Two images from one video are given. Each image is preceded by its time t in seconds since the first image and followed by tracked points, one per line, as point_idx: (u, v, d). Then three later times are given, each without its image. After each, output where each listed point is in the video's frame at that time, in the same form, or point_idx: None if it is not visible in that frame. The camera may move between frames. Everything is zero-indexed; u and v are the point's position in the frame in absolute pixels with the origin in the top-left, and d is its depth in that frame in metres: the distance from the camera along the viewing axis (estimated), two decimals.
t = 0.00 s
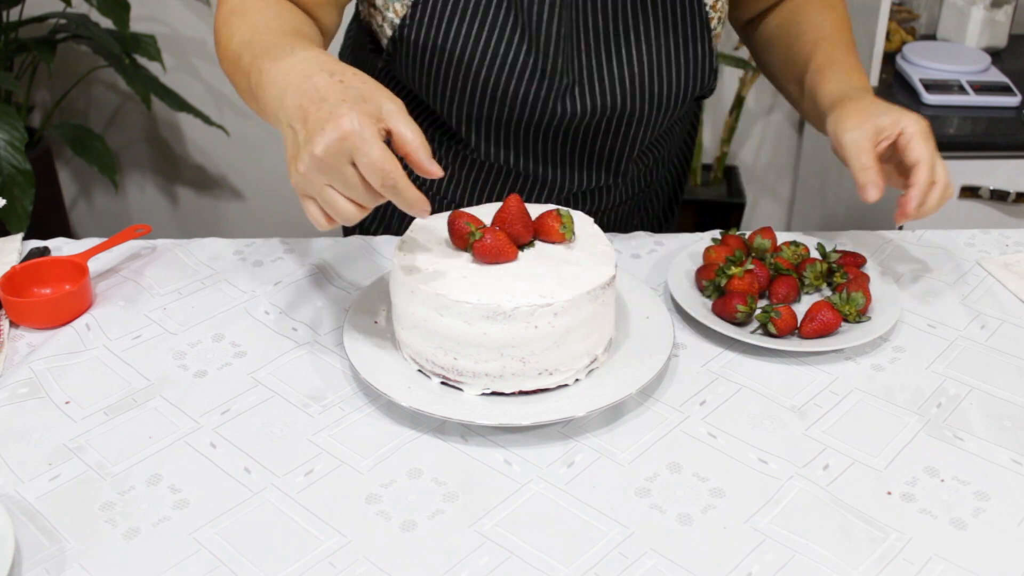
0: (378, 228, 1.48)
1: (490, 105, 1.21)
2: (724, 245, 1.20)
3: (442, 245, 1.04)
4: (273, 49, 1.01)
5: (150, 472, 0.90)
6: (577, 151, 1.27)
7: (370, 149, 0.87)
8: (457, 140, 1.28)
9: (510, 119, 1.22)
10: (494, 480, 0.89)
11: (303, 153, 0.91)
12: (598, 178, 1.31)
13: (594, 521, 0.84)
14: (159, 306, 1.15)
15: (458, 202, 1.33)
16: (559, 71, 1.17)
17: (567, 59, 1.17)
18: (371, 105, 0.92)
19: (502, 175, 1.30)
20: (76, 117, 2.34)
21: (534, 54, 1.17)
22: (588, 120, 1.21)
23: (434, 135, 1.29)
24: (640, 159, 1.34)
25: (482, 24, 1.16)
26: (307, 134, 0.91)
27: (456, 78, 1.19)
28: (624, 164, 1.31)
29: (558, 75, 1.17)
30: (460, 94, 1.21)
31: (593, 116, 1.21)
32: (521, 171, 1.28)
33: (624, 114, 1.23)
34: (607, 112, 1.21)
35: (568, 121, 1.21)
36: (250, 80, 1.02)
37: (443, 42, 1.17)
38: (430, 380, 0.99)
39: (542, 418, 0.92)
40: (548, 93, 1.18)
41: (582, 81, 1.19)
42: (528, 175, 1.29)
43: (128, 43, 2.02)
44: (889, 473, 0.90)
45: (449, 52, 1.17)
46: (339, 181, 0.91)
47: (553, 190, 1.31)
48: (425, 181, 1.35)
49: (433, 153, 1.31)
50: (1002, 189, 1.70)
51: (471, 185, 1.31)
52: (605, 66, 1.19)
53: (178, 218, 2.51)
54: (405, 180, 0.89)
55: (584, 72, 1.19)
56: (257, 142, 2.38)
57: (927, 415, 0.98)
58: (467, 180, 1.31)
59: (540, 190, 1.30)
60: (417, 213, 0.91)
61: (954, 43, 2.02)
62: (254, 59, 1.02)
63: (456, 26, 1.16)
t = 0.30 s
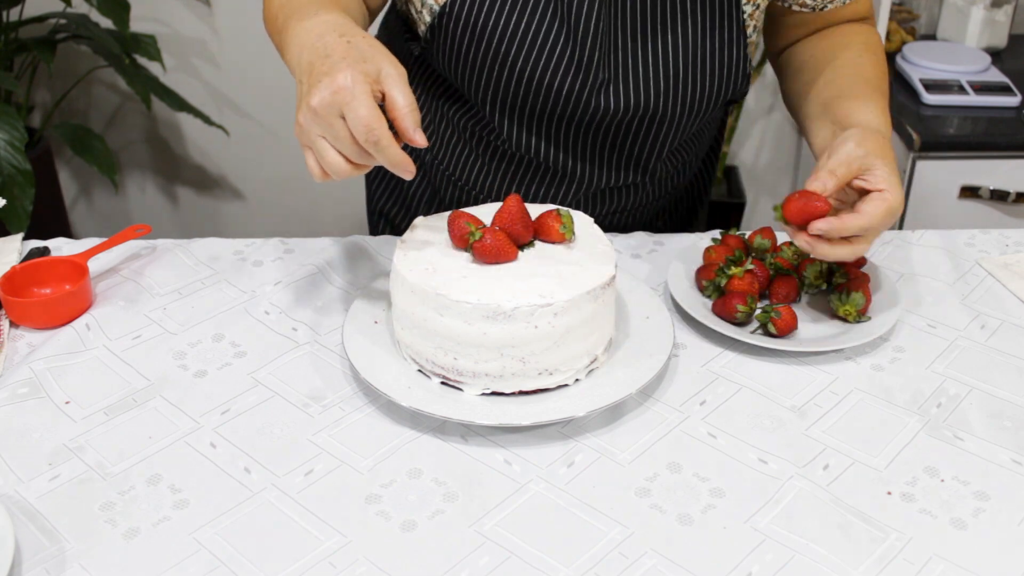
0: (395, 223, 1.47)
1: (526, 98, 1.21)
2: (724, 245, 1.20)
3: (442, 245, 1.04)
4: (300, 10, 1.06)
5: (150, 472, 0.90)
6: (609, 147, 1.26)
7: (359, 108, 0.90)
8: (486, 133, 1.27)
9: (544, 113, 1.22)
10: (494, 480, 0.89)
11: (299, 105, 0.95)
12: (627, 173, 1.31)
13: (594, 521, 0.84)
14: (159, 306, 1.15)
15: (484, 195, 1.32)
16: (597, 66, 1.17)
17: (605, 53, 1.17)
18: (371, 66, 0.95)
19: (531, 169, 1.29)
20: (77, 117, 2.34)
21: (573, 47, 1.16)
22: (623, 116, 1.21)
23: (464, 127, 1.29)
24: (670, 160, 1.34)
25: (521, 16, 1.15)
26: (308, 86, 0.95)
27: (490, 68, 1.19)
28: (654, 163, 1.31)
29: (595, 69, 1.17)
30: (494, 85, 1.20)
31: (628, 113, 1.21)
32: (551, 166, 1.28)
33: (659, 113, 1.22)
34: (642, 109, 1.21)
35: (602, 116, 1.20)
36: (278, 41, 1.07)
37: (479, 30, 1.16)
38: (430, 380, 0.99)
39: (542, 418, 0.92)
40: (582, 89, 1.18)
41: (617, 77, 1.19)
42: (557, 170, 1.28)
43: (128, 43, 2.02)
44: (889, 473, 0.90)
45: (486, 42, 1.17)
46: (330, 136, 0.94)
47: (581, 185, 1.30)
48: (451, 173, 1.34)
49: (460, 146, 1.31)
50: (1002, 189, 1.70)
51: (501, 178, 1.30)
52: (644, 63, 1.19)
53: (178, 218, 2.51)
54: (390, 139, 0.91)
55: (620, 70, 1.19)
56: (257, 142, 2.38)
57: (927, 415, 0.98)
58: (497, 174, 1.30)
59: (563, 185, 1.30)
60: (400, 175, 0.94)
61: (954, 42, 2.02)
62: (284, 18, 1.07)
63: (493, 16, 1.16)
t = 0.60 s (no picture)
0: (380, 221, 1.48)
1: (477, 104, 1.20)
2: (724, 245, 1.19)
3: (442, 245, 1.04)
4: (262, 39, 1.11)
5: (150, 472, 0.90)
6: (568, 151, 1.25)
7: (315, 141, 0.95)
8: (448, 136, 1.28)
9: (496, 119, 1.21)
10: (494, 480, 0.89)
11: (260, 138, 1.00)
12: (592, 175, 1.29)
13: (594, 521, 0.84)
14: (159, 306, 1.15)
15: (450, 197, 1.33)
16: (543, 76, 1.15)
17: (550, 62, 1.15)
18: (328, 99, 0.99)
19: (492, 172, 1.29)
20: (76, 117, 2.34)
21: (517, 56, 1.15)
22: (574, 124, 1.19)
23: (427, 128, 1.30)
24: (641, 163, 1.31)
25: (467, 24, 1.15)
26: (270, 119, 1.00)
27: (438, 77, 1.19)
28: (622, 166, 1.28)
29: (541, 78, 1.15)
30: (446, 91, 1.21)
31: (579, 121, 1.18)
32: (510, 168, 1.27)
33: (615, 120, 1.19)
34: (593, 118, 1.18)
35: (553, 123, 1.19)
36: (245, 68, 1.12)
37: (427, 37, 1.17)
38: (430, 380, 0.99)
39: (542, 418, 0.92)
40: (526, 98, 1.17)
41: (567, 85, 1.16)
42: (519, 173, 1.28)
43: (128, 43, 2.02)
44: (889, 473, 0.90)
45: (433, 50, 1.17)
46: (292, 167, 0.98)
47: (545, 187, 1.29)
48: (419, 172, 1.35)
49: (426, 147, 1.32)
50: (1002, 189, 1.70)
51: (465, 180, 1.31)
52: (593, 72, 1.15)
53: (178, 218, 2.51)
54: (347, 168, 0.95)
55: (569, 76, 1.16)
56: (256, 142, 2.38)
57: (927, 415, 0.98)
58: (461, 176, 1.31)
59: (527, 187, 1.29)
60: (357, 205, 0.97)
61: (954, 43, 2.02)
62: (251, 46, 1.12)
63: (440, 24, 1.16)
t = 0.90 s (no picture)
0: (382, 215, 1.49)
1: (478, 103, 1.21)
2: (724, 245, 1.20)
3: (442, 245, 1.04)
4: (279, 35, 1.10)
5: (150, 472, 0.90)
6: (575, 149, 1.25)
7: (348, 128, 0.93)
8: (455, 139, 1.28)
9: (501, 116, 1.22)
10: (494, 480, 0.89)
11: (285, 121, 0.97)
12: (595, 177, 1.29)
13: (594, 521, 0.84)
14: (159, 306, 1.15)
15: (453, 193, 1.32)
16: (552, 75, 1.15)
17: (559, 60, 1.15)
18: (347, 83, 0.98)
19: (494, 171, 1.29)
20: (76, 117, 2.34)
21: (528, 56, 1.15)
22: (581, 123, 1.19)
23: (432, 127, 1.30)
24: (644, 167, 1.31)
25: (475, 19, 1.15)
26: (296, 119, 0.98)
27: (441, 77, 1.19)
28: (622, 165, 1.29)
29: (550, 76, 1.16)
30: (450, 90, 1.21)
31: (589, 122, 1.19)
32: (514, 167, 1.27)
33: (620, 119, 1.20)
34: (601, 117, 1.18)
35: (563, 124, 1.19)
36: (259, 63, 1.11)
37: (432, 36, 1.17)
38: (430, 380, 0.99)
39: (542, 418, 0.92)
40: (537, 98, 1.17)
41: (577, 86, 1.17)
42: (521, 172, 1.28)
43: (128, 43, 2.02)
44: (889, 473, 0.90)
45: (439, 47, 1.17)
46: (321, 158, 0.96)
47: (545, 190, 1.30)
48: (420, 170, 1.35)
49: (430, 148, 1.32)
50: (1002, 189, 1.70)
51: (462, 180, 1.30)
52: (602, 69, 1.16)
53: (178, 218, 2.51)
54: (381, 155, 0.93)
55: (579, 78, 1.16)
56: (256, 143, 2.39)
57: (927, 415, 0.98)
58: (460, 172, 1.30)
59: (533, 190, 1.29)
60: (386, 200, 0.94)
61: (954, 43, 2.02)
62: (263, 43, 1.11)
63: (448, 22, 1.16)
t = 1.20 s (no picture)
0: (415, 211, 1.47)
1: (620, 87, 1.19)
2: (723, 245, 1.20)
3: (442, 245, 1.04)
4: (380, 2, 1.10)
5: (150, 472, 0.90)
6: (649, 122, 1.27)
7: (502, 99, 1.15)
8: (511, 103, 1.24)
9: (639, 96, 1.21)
10: (494, 480, 0.89)
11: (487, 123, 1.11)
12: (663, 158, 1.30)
13: (594, 521, 0.84)
14: (159, 307, 1.15)
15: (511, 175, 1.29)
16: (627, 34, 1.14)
17: (709, 37, 1.17)
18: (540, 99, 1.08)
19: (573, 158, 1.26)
20: (77, 117, 2.34)
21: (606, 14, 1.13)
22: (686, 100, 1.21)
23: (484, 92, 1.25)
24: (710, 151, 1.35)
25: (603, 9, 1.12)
26: (441, 97, 1.11)
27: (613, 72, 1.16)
28: (699, 143, 1.32)
29: (695, 53, 1.17)
30: (608, 80, 1.18)
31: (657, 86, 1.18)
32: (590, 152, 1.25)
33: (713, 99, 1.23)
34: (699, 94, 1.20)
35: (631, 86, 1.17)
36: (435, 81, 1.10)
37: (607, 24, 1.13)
38: (429, 380, 0.99)
39: (542, 418, 0.92)
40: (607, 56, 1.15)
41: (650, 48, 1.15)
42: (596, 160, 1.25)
43: (128, 43, 2.01)
44: (889, 473, 0.90)
45: (624, 43, 1.14)
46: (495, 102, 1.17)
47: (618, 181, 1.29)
48: (488, 163, 1.30)
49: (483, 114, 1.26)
50: (1002, 189, 1.70)
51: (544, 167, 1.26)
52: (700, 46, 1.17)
53: (178, 218, 2.51)
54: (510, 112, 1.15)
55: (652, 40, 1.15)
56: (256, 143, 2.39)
57: (927, 415, 0.98)
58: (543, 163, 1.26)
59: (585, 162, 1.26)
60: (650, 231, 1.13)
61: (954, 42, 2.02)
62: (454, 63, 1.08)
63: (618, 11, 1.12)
